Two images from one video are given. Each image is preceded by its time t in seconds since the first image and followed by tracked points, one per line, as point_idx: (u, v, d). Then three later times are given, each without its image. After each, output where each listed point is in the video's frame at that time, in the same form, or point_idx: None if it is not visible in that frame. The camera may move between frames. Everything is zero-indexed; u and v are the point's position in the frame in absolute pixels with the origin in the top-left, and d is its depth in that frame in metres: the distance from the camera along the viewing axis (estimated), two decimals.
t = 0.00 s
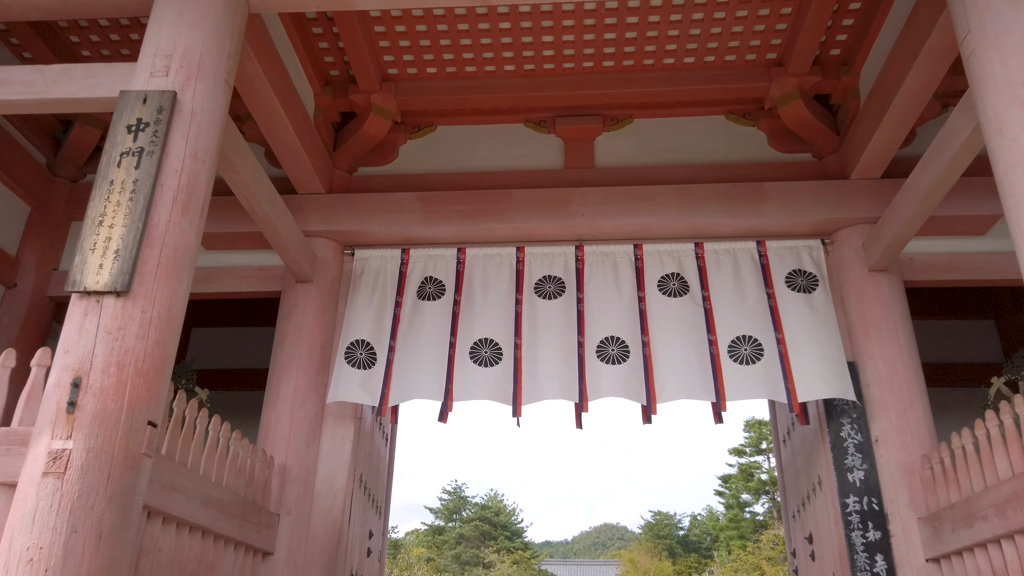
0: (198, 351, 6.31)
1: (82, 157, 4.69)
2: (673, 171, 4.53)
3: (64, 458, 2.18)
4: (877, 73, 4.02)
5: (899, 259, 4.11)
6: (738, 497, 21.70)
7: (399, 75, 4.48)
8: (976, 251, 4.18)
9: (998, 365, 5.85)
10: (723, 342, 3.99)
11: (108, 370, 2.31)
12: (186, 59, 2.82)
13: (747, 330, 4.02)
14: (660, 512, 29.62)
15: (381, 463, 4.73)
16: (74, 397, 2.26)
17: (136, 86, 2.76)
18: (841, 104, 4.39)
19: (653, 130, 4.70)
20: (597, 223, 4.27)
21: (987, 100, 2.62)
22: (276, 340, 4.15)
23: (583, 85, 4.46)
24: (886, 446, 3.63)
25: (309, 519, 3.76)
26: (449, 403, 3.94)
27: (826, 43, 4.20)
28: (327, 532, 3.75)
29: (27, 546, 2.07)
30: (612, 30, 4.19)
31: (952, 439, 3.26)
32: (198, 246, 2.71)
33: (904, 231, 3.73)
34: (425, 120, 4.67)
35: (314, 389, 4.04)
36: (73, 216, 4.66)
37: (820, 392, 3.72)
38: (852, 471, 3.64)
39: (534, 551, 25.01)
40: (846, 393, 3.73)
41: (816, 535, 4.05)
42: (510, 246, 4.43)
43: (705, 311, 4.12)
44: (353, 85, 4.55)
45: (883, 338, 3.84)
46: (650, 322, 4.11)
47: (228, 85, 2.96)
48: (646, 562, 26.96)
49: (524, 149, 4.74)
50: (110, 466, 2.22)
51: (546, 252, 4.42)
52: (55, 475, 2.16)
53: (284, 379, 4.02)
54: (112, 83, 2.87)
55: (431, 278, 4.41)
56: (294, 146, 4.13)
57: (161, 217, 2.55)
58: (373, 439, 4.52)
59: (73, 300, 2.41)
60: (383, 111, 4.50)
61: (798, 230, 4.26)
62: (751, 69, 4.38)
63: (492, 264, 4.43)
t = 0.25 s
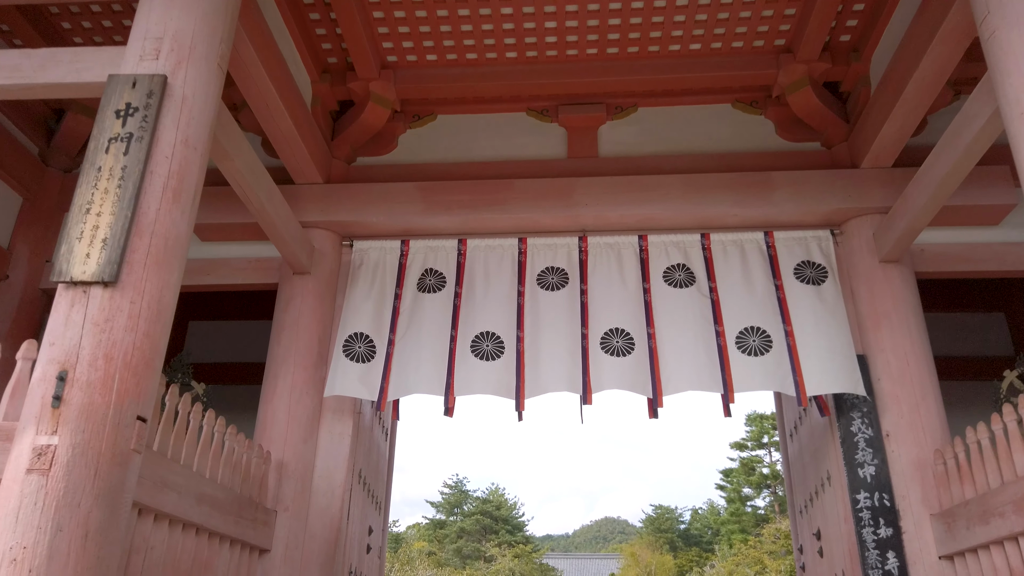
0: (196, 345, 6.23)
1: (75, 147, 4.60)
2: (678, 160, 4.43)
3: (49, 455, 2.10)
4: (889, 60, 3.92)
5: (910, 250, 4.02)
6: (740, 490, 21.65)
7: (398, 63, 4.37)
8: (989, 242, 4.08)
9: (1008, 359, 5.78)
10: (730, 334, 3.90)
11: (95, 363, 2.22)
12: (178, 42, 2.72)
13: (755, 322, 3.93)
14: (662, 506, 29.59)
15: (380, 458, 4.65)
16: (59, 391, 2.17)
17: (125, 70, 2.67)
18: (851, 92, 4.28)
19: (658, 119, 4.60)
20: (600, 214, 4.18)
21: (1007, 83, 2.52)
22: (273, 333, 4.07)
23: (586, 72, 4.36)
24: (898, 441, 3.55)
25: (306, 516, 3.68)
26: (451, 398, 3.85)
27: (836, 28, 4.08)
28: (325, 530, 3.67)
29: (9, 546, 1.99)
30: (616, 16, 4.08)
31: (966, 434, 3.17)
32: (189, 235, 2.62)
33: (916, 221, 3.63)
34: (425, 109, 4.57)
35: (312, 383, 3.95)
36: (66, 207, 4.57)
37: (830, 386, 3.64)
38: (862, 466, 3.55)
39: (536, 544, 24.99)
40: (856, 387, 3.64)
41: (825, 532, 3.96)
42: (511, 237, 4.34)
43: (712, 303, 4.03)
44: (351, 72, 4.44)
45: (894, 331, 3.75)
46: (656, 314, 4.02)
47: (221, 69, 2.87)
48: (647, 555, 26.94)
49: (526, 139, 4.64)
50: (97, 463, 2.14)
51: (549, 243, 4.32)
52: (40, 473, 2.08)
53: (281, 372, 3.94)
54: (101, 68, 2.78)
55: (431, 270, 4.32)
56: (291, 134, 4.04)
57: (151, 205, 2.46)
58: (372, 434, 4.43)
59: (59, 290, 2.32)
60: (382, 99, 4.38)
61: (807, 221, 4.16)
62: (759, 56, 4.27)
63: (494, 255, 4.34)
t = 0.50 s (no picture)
0: (192, 332, 6.15)
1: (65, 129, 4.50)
2: (682, 142, 4.32)
3: (26, 439, 2.01)
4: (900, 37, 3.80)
5: (920, 233, 3.92)
6: (741, 482, 21.63)
7: (395, 42, 4.26)
8: (1001, 225, 3.98)
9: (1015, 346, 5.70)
10: (736, 317, 3.81)
11: (75, 344, 2.13)
12: (163, 12, 2.61)
13: (761, 305, 3.83)
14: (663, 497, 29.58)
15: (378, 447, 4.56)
16: (38, 373, 2.09)
17: (108, 41, 2.56)
18: (860, 71, 4.17)
19: (661, 100, 4.49)
20: (602, 196, 4.07)
21: None
22: (267, 318, 3.97)
23: (588, 52, 4.24)
24: (907, 428, 3.45)
25: (300, 505, 3.60)
26: (448, 384, 3.76)
27: (845, 6, 3.99)
28: (320, 519, 3.59)
29: None
30: None
31: (979, 421, 3.07)
32: (175, 213, 2.52)
33: (928, 202, 3.53)
34: (423, 90, 4.47)
35: (306, 369, 3.86)
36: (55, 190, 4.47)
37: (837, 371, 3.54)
38: (871, 454, 3.46)
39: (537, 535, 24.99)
40: (865, 373, 3.55)
41: (831, 521, 3.88)
42: (511, 221, 4.25)
43: (717, 286, 3.94)
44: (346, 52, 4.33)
45: (904, 315, 3.65)
46: (659, 298, 3.92)
47: (209, 42, 2.76)
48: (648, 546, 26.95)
49: (526, 121, 4.53)
50: (76, 449, 2.05)
51: (549, 226, 4.23)
52: (17, 458, 1.99)
53: (275, 358, 3.84)
54: (84, 41, 2.68)
55: (429, 254, 4.22)
56: (285, 115, 3.93)
57: (134, 181, 2.36)
58: (369, 422, 4.35)
59: (38, 269, 2.23)
60: (378, 79, 4.27)
61: (814, 203, 4.06)
62: (766, 35, 4.16)
63: (493, 239, 4.24)
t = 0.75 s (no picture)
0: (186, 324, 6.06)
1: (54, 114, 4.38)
2: (686, 127, 4.21)
3: None
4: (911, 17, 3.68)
5: (930, 220, 3.81)
6: (742, 474, 21.58)
7: (391, 24, 4.14)
8: (1014, 211, 3.87)
9: None
10: (742, 303, 3.71)
11: (52, 332, 2.03)
12: None
13: (767, 292, 3.73)
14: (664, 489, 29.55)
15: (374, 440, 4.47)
16: (12, 362, 1.99)
17: (88, 17, 2.46)
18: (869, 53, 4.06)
19: (664, 84, 4.38)
20: (603, 182, 3.97)
21: None
22: (260, 308, 3.87)
23: (589, 33, 4.12)
24: (918, 420, 3.35)
25: (294, 499, 3.51)
26: (446, 374, 3.66)
27: None
28: (313, 513, 3.50)
29: None
30: None
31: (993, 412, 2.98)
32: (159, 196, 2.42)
33: (939, 187, 3.42)
34: (420, 74, 4.37)
35: (300, 360, 3.77)
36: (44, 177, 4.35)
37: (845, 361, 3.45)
38: (880, 446, 3.36)
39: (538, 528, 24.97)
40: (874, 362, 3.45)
41: (838, 515, 3.79)
42: (510, 208, 4.14)
43: (723, 273, 3.83)
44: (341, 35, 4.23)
45: (914, 304, 3.55)
46: (662, 286, 3.82)
47: (194, 19, 2.65)
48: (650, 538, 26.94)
49: (525, 105, 4.42)
50: (53, 443, 1.95)
51: (549, 214, 4.12)
52: None
53: (268, 349, 3.75)
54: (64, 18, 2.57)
55: (426, 242, 4.12)
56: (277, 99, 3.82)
57: (114, 161, 2.26)
58: (366, 414, 4.26)
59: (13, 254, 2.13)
60: (373, 62, 4.16)
61: (821, 189, 3.95)
62: (772, 15, 4.03)
63: (492, 226, 4.13)
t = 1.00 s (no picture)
0: (183, 315, 5.97)
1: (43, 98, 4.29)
2: (692, 110, 4.10)
3: None
4: None
5: (944, 205, 3.70)
6: (744, 467, 21.53)
7: (389, 4, 4.00)
8: None
9: None
10: (753, 287, 3.61)
11: (30, 316, 1.93)
12: None
13: (778, 276, 3.63)
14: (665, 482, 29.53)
15: (374, 432, 4.38)
16: None
17: None
18: (882, 33, 3.95)
19: (669, 67, 4.27)
20: (608, 166, 3.86)
21: None
22: (255, 296, 3.77)
23: (593, 13, 4.00)
24: (932, 410, 3.25)
25: (290, 492, 3.41)
26: (446, 363, 3.56)
27: None
28: (310, 506, 3.41)
29: None
30: None
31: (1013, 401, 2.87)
32: (145, 175, 2.31)
33: (956, 170, 3.31)
34: (420, 57, 4.24)
35: (296, 349, 3.67)
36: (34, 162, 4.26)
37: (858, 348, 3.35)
38: (894, 437, 3.26)
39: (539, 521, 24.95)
40: (887, 351, 3.34)
41: (849, 508, 3.69)
42: (512, 193, 4.04)
43: (732, 256, 3.74)
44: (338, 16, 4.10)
45: (928, 290, 3.44)
46: (669, 271, 3.72)
47: None
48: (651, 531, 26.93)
49: (527, 89, 4.31)
50: (31, 432, 1.85)
51: (553, 199, 4.02)
52: None
53: (263, 338, 3.65)
54: None
55: (427, 228, 4.02)
56: (271, 81, 3.70)
57: (98, 138, 2.15)
58: (364, 405, 4.16)
59: None
60: (371, 44, 4.03)
61: (832, 173, 3.84)
62: None
63: (493, 212, 4.03)
